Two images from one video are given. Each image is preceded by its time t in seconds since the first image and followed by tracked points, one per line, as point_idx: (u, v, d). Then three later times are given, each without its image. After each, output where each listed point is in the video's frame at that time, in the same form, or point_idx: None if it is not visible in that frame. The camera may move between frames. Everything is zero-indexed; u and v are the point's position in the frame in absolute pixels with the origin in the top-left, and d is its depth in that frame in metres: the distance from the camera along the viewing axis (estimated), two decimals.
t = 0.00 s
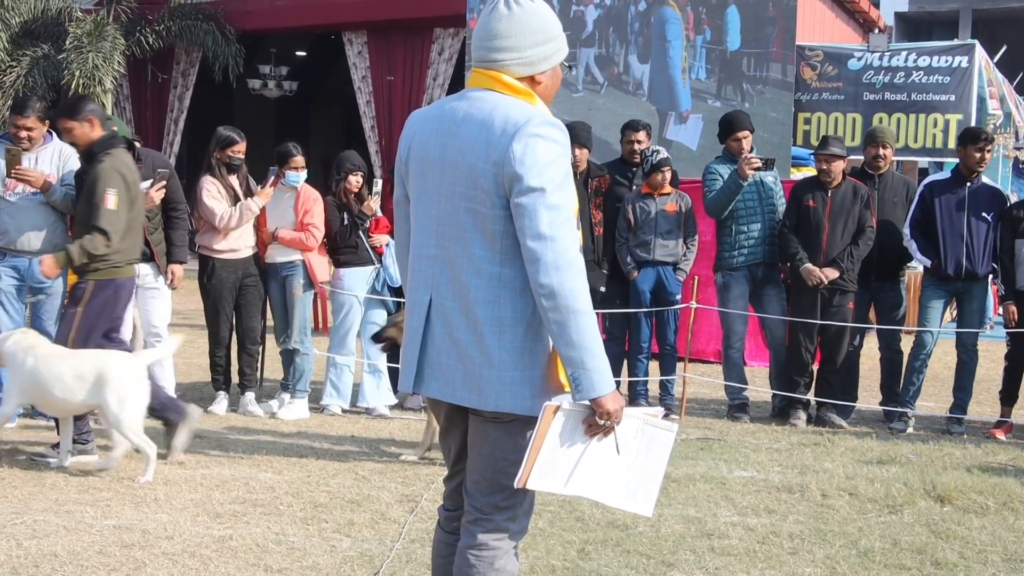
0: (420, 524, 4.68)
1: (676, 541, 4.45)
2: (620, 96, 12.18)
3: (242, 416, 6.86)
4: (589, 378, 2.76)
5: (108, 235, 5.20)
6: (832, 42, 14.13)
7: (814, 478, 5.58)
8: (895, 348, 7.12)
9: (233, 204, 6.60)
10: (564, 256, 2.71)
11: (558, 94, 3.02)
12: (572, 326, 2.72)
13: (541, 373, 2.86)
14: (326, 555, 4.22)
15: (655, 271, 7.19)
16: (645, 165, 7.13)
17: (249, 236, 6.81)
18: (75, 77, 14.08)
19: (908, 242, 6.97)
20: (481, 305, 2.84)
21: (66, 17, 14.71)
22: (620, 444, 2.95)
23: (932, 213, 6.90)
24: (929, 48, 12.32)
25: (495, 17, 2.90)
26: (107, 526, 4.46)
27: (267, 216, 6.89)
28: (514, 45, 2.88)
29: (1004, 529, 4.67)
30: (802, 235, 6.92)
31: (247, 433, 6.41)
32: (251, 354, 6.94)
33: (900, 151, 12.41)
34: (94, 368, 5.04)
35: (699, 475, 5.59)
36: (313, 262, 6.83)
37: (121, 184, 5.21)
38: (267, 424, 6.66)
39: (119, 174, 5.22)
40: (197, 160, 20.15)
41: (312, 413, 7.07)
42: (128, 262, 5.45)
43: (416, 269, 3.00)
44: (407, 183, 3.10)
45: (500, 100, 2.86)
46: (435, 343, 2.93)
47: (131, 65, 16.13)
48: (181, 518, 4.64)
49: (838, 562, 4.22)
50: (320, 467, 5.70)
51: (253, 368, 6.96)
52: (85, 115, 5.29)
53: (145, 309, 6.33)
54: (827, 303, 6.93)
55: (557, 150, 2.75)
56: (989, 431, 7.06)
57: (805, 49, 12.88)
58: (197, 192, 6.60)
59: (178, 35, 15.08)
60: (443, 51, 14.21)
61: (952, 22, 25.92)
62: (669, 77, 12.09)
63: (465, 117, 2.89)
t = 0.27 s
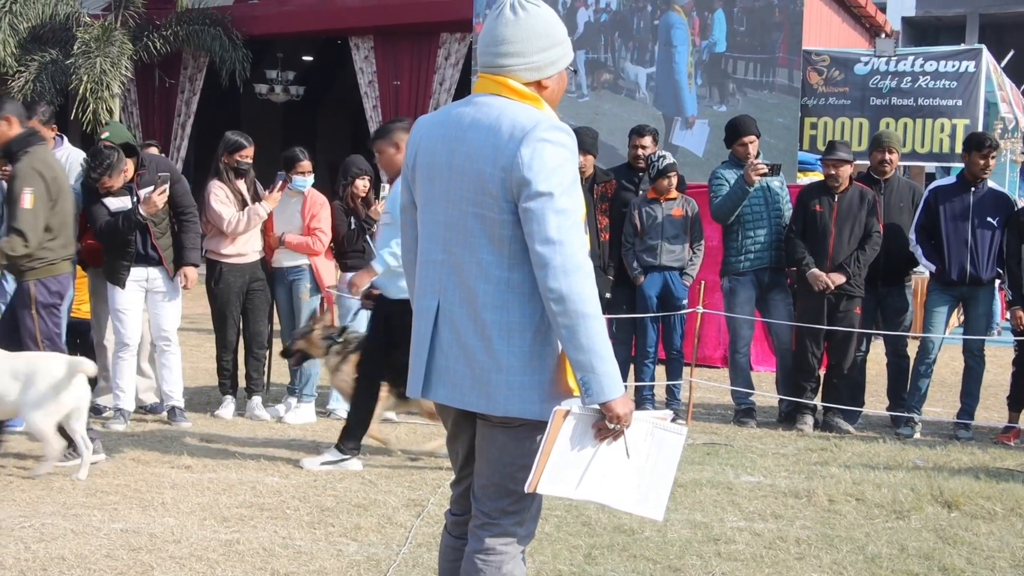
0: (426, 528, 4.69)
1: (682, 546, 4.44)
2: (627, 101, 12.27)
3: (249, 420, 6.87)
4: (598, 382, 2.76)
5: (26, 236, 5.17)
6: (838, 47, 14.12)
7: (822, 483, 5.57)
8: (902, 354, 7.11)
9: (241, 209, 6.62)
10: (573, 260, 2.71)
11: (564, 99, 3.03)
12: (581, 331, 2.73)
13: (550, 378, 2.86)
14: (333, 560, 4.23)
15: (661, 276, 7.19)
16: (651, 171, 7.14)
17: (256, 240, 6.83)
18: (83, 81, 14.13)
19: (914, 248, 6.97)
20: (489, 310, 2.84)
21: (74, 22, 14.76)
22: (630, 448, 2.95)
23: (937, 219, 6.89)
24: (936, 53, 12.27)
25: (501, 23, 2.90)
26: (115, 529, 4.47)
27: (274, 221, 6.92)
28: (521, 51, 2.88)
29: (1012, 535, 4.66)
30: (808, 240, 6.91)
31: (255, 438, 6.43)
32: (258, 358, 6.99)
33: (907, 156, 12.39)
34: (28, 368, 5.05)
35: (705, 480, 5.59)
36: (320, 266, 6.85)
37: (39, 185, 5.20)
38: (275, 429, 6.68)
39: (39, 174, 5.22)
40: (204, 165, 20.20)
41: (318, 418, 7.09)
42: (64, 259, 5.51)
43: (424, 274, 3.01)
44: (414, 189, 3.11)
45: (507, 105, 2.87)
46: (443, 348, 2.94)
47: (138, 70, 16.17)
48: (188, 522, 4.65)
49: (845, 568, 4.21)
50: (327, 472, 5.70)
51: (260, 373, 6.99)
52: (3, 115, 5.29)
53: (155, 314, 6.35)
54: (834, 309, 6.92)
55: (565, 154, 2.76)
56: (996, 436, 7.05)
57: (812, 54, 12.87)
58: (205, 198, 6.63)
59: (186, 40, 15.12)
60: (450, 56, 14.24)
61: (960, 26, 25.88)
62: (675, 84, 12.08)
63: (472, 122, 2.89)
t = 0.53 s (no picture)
0: (441, 532, 4.70)
1: (696, 551, 4.44)
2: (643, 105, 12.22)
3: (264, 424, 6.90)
4: (616, 386, 2.76)
5: None
6: (854, 51, 14.09)
7: (836, 488, 5.55)
8: (917, 359, 7.09)
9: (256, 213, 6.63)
10: (590, 265, 2.72)
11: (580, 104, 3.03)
12: (599, 336, 2.73)
13: (566, 382, 2.87)
14: (348, 563, 4.24)
15: (676, 280, 7.17)
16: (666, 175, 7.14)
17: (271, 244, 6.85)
18: (99, 86, 14.21)
19: (929, 253, 6.94)
20: (507, 315, 2.85)
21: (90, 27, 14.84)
22: (647, 452, 2.95)
23: (953, 224, 6.86)
24: (952, 57, 12.22)
25: (516, 28, 2.90)
26: (130, 532, 4.49)
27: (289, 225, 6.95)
28: (537, 56, 2.89)
29: None
30: (823, 245, 6.88)
31: (270, 441, 6.45)
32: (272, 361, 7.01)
33: (923, 161, 12.35)
34: None
35: (720, 484, 5.58)
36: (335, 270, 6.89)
37: None
38: (290, 432, 6.71)
39: None
40: (220, 169, 20.29)
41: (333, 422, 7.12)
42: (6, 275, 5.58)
43: (440, 279, 3.01)
44: (429, 194, 3.11)
45: (523, 110, 2.88)
46: (459, 353, 2.94)
47: (154, 74, 16.25)
48: (203, 525, 4.66)
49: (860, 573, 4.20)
50: (342, 475, 5.71)
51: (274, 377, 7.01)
52: None
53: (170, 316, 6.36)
54: (849, 313, 6.91)
55: (582, 159, 2.76)
56: (1012, 442, 7.01)
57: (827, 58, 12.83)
58: (220, 202, 6.64)
59: (201, 45, 15.19)
60: (464, 60, 14.27)
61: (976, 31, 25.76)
62: (699, 88, 12.04)
63: (488, 127, 2.90)
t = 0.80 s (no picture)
0: (453, 536, 4.70)
1: (709, 556, 4.42)
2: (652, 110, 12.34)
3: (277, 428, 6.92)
4: (633, 391, 2.76)
5: None
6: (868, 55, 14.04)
7: (850, 493, 5.52)
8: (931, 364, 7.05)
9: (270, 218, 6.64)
10: (607, 270, 2.71)
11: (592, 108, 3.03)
12: (616, 341, 2.73)
13: (583, 387, 2.86)
14: (360, 568, 4.24)
15: (689, 285, 7.16)
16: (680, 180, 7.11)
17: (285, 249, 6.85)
18: (113, 90, 14.28)
19: (944, 258, 6.91)
20: (523, 320, 2.85)
21: (105, 32, 14.91)
22: (664, 457, 2.94)
23: (968, 229, 6.83)
24: (966, 61, 12.17)
25: (529, 33, 2.90)
26: (144, 536, 4.51)
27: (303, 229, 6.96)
28: (550, 61, 2.89)
29: None
30: (838, 250, 6.86)
31: (283, 445, 6.47)
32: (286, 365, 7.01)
33: (937, 165, 12.30)
34: None
35: (734, 489, 5.56)
36: (348, 274, 6.84)
37: None
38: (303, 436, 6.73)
39: None
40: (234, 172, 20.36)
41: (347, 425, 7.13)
42: None
43: (456, 285, 3.01)
44: (444, 199, 3.12)
45: (538, 115, 2.88)
46: (475, 358, 2.94)
47: (168, 78, 16.32)
48: (216, 529, 4.67)
49: None
50: (355, 480, 5.72)
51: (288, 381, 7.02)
52: None
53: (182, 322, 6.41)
54: (864, 318, 6.90)
55: (598, 164, 2.76)
56: None
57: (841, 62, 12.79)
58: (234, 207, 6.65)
59: (215, 49, 15.25)
60: (477, 64, 14.28)
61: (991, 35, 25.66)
62: (733, 94, 11.96)
63: (503, 132, 2.90)
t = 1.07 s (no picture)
0: (463, 539, 4.70)
1: (720, 559, 4.41)
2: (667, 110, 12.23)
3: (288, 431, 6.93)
4: (644, 394, 2.76)
5: None
6: (878, 57, 14.00)
7: (861, 496, 5.50)
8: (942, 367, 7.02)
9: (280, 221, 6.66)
10: (618, 273, 2.71)
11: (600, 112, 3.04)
12: (627, 344, 2.72)
13: (594, 390, 2.86)
14: (370, 570, 4.24)
15: (699, 287, 7.14)
16: (690, 183, 7.09)
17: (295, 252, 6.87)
18: (124, 94, 14.33)
19: (955, 259, 6.88)
20: (534, 324, 2.84)
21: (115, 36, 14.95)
22: (675, 459, 2.94)
23: (979, 231, 6.79)
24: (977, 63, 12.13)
25: (538, 36, 2.90)
26: (154, 539, 4.52)
27: (313, 232, 6.97)
28: (560, 64, 2.89)
29: None
30: (849, 252, 6.84)
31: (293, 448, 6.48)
32: (296, 369, 7.01)
33: (948, 167, 12.26)
34: None
35: (744, 491, 5.55)
36: (358, 277, 6.86)
37: None
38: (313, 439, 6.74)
39: None
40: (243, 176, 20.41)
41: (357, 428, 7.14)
42: None
43: (465, 288, 3.01)
44: (453, 203, 3.12)
45: (547, 119, 2.88)
46: (486, 363, 2.94)
47: (178, 82, 16.37)
48: (226, 532, 4.68)
49: None
50: (366, 483, 5.72)
51: (298, 384, 7.03)
52: None
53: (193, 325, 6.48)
54: (875, 321, 6.86)
55: (607, 167, 2.76)
56: None
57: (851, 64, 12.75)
58: (244, 211, 6.68)
59: (225, 53, 15.29)
60: (487, 67, 14.29)
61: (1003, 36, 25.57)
62: (765, 98, 11.85)
63: (512, 135, 2.90)
